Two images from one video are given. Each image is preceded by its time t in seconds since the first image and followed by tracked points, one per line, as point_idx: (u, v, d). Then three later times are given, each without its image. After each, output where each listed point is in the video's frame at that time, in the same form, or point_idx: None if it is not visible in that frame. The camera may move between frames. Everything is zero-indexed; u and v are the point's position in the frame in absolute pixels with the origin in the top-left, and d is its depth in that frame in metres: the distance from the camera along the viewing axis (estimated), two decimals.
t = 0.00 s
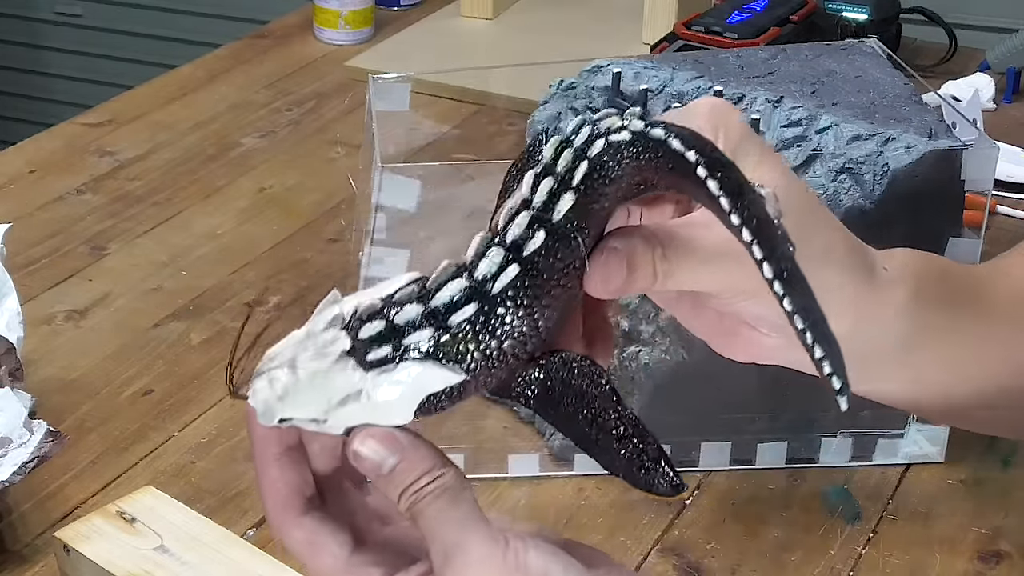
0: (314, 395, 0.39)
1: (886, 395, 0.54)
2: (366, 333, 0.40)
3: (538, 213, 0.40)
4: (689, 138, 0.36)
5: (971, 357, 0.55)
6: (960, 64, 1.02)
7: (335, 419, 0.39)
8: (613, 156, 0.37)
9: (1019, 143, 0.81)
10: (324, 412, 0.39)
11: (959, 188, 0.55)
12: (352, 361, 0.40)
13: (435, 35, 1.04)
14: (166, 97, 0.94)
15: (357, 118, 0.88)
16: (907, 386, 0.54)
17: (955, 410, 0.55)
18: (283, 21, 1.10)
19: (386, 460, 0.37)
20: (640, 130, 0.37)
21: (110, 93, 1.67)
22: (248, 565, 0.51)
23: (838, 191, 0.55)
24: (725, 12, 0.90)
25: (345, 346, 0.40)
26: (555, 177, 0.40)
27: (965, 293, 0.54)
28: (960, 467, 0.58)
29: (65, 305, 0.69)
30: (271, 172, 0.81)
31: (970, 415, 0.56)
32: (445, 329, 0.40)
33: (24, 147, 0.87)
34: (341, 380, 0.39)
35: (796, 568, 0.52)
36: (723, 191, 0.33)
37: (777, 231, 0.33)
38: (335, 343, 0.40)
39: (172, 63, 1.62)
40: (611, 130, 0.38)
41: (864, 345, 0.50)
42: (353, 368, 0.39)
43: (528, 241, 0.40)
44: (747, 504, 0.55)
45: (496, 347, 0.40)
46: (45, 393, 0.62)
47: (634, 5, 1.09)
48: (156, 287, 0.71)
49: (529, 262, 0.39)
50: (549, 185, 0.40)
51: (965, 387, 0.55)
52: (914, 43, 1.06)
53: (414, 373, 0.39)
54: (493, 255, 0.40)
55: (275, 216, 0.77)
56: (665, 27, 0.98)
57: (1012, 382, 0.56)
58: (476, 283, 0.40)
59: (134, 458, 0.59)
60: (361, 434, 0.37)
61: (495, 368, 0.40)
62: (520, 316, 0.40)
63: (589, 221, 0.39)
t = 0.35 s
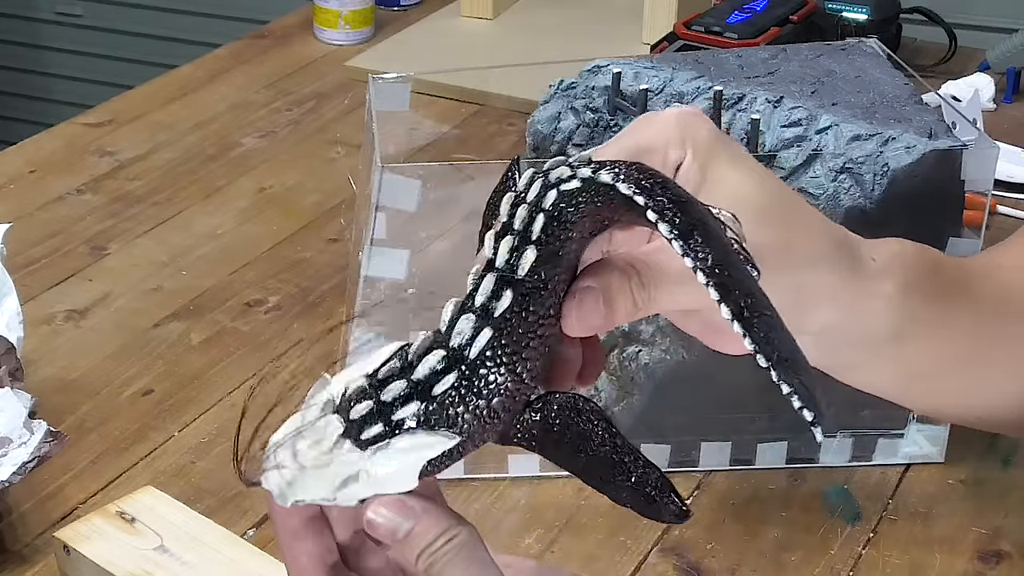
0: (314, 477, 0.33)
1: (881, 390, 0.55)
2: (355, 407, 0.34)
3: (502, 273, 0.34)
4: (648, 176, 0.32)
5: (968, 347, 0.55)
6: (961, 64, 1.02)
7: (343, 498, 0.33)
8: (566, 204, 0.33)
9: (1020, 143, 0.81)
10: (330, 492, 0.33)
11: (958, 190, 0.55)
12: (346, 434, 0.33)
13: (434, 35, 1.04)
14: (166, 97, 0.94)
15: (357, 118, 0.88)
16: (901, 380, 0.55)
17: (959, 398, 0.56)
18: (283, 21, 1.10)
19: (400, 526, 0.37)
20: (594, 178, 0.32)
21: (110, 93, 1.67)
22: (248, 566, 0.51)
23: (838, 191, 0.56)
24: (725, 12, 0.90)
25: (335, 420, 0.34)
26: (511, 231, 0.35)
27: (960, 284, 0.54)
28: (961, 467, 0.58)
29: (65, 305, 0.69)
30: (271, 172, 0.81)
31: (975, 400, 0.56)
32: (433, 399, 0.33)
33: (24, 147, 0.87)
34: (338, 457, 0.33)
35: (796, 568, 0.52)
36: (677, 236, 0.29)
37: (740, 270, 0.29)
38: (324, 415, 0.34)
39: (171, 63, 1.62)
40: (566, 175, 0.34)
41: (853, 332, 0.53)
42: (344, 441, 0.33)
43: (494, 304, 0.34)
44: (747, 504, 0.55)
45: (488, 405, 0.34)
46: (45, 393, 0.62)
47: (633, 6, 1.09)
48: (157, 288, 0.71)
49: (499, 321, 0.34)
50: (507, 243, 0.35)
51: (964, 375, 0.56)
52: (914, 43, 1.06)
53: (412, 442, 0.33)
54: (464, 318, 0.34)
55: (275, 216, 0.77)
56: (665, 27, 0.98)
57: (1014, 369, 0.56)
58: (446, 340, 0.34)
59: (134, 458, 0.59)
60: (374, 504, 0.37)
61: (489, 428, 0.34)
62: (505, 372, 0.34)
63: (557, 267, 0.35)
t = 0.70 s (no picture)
0: (335, 524, 0.34)
1: (845, 371, 0.50)
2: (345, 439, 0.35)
3: (453, 264, 0.36)
4: (575, 137, 0.32)
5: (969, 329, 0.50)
6: (961, 64, 1.02)
7: (369, 540, 0.34)
8: (497, 186, 0.34)
9: (1020, 143, 0.81)
10: (356, 535, 0.34)
11: (959, 189, 0.55)
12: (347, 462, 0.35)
13: (434, 35, 1.04)
14: (166, 97, 0.94)
15: (357, 118, 0.88)
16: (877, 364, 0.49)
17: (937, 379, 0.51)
18: (283, 21, 1.10)
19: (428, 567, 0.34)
20: (512, 164, 0.33)
21: (110, 93, 1.67)
22: (248, 566, 0.50)
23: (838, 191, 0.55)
24: (725, 12, 0.90)
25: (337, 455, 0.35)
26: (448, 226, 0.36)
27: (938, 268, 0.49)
28: (961, 467, 0.58)
29: (65, 305, 0.69)
30: (271, 171, 0.81)
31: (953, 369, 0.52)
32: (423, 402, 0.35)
33: (24, 147, 0.87)
34: (350, 499, 0.34)
35: (796, 568, 0.52)
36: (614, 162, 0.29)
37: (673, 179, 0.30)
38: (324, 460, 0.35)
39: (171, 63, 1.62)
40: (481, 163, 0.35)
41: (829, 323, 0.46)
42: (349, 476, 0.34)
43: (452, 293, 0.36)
44: (747, 504, 0.56)
45: (481, 399, 0.36)
46: (45, 393, 0.62)
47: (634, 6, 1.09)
48: (157, 288, 0.71)
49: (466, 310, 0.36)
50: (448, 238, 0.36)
51: (957, 366, 0.50)
52: (914, 43, 1.06)
53: (418, 458, 0.35)
54: (430, 317, 0.36)
55: (275, 217, 0.77)
56: (665, 27, 0.98)
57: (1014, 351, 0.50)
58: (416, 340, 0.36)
59: (134, 458, 0.59)
60: (403, 535, 0.34)
61: (489, 419, 0.37)
62: (487, 358, 0.36)
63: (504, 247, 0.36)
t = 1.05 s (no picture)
0: (387, 525, 0.30)
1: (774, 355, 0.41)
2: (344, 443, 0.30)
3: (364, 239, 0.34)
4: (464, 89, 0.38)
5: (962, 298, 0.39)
6: (960, 64, 1.02)
7: (423, 526, 0.30)
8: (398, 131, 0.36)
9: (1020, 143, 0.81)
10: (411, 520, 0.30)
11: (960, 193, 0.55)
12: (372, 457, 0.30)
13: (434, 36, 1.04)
14: (166, 97, 0.94)
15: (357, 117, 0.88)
16: (806, 354, 0.41)
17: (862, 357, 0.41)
18: (283, 21, 1.10)
19: None
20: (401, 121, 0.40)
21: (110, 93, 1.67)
22: (248, 566, 0.50)
23: (839, 191, 0.54)
24: (725, 12, 0.90)
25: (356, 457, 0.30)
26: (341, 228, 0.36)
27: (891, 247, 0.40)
28: (961, 467, 0.58)
29: (65, 305, 0.69)
30: (272, 171, 0.77)
31: (966, 347, 0.40)
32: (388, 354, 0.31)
33: (24, 147, 0.87)
34: (381, 497, 0.30)
35: (796, 568, 0.52)
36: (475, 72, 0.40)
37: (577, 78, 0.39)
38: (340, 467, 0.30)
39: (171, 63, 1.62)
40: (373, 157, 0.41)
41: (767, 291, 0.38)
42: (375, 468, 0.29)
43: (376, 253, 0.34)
44: (746, 504, 0.56)
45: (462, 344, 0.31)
46: (45, 393, 0.62)
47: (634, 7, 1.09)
48: (156, 288, 0.71)
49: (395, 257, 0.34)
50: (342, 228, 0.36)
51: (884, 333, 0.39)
52: (914, 43, 1.06)
53: (421, 421, 0.29)
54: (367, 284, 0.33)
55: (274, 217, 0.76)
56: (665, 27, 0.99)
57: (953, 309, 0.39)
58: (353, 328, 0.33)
59: (134, 458, 0.59)
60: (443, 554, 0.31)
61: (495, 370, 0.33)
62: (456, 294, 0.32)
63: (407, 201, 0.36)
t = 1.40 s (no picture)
0: (446, 472, 0.33)
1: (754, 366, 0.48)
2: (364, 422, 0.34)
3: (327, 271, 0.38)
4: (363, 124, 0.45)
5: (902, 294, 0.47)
6: (960, 64, 1.02)
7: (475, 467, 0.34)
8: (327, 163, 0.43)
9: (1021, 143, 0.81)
10: (468, 457, 0.34)
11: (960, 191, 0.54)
12: (400, 418, 0.34)
13: (433, 35, 1.04)
14: (166, 97, 0.94)
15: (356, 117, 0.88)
16: (763, 343, 0.47)
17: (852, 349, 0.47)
18: (283, 21, 1.10)
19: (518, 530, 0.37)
20: (333, 158, 0.43)
21: (110, 93, 1.67)
22: (248, 566, 0.49)
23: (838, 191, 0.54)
24: (725, 12, 0.90)
25: (391, 420, 0.34)
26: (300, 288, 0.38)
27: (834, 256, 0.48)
28: (961, 467, 0.57)
29: (65, 305, 0.69)
30: (271, 172, 0.80)
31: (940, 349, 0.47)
32: (391, 325, 0.35)
33: (24, 147, 0.87)
34: (436, 442, 0.33)
35: (796, 568, 0.52)
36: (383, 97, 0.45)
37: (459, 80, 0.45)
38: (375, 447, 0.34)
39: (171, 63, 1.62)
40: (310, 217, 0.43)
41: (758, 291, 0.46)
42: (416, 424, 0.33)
43: (341, 274, 0.37)
44: (746, 504, 0.56)
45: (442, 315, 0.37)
46: (45, 393, 0.62)
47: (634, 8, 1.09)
48: (156, 287, 0.71)
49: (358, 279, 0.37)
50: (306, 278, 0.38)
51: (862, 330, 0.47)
52: (914, 43, 1.06)
53: (439, 369, 0.35)
54: (345, 298, 0.36)
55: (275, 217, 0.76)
56: (665, 27, 0.99)
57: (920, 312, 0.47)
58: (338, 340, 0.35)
59: (134, 458, 0.59)
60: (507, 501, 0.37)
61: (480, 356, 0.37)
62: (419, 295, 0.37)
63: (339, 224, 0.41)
